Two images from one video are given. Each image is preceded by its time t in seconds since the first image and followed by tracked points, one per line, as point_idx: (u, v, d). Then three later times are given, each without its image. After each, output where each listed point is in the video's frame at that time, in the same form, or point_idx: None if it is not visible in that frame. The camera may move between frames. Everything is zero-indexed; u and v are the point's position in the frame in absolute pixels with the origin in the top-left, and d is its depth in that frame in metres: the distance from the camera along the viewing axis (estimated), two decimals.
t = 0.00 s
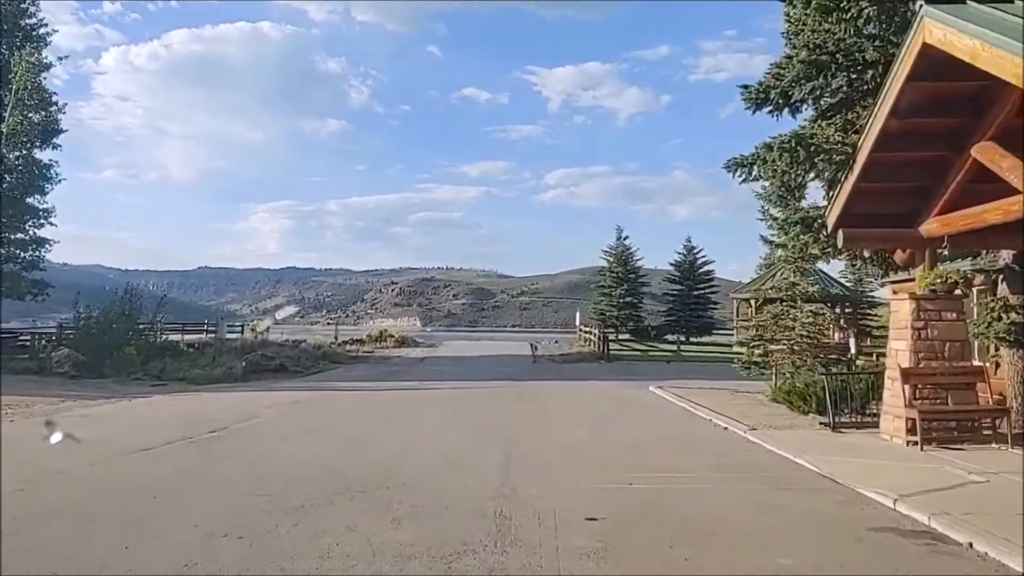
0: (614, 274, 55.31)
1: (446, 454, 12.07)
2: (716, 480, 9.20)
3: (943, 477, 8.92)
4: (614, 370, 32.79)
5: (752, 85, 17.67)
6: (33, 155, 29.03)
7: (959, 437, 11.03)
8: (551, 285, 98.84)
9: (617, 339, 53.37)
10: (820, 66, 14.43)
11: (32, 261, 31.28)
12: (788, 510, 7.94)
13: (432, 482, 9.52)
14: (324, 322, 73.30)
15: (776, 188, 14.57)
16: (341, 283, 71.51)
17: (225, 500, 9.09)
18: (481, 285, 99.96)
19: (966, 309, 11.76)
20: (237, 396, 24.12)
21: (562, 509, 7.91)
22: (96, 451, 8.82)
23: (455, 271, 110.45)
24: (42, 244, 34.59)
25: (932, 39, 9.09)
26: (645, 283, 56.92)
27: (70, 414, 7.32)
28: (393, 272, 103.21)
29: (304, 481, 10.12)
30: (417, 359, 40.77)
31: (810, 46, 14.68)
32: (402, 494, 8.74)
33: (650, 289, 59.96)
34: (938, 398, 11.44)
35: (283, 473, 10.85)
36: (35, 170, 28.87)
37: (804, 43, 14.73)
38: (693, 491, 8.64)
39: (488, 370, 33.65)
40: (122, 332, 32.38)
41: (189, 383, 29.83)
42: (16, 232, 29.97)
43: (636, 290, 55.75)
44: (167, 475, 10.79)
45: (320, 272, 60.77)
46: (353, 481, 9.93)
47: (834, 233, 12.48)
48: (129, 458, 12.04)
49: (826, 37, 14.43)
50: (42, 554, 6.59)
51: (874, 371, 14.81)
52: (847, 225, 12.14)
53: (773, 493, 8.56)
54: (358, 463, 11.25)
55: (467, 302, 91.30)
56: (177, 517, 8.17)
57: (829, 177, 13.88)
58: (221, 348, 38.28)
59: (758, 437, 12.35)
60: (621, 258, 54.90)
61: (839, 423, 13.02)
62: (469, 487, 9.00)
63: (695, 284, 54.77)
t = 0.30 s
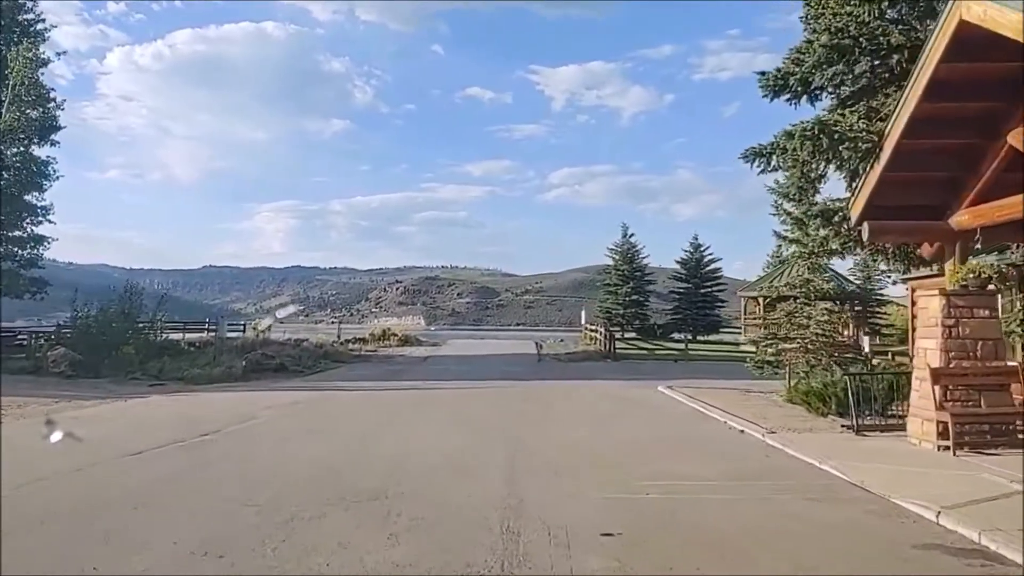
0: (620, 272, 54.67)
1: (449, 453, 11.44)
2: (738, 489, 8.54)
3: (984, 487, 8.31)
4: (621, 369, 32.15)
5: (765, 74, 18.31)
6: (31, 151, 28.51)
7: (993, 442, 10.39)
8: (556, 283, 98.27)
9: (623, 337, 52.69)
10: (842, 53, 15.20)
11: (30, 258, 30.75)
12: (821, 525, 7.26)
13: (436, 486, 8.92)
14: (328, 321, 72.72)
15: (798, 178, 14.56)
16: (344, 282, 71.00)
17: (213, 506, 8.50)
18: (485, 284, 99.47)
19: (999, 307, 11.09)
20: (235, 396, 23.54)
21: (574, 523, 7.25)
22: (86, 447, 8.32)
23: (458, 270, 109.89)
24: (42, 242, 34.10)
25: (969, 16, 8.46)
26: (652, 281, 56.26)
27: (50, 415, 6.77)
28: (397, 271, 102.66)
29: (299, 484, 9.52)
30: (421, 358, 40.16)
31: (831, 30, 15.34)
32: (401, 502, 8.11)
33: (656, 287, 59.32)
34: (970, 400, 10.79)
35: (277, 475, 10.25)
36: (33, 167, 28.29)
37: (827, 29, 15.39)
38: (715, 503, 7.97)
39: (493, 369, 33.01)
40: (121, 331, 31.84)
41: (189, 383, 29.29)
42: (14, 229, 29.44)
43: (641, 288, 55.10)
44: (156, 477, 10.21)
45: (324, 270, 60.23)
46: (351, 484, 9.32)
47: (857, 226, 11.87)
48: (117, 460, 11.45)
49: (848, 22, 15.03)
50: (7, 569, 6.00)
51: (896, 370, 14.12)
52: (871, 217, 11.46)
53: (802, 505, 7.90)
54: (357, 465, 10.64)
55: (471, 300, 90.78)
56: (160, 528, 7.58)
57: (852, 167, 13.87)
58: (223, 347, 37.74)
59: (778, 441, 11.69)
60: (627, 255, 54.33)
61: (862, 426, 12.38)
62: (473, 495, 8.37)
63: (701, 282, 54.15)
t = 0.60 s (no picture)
0: (625, 271, 54.07)
1: (449, 455, 10.88)
2: (759, 499, 7.96)
3: None
4: (628, 369, 31.55)
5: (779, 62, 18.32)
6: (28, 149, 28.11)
7: None
8: (559, 283, 97.62)
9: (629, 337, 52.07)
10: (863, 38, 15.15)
11: (28, 257, 30.28)
12: (853, 540, 6.71)
13: (437, 494, 8.36)
14: (332, 321, 72.25)
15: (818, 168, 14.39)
16: (347, 282, 70.45)
17: (199, 511, 7.96)
18: (489, 284, 98.87)
19: None
20: (234, 397, 23.01)
21: (587, 539, 6.70)
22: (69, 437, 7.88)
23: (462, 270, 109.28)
24: (41, 241, 33.72)
25: None
26: (657, 280, 55.64)
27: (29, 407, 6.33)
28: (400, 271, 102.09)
29: (291, 488, 8.97)
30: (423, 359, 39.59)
31: (851, 14, 15.28)
32: (399, 514, 7.57)
33: (661, 287, 58.68)
34: (1002, 403, 10.20)
35: (268, 476, 9.71)
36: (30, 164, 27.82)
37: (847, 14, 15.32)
38: (736, 515, 7.40)
39: (497, 370, 32.47)
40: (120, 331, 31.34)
41: (188, 384, 28.77)
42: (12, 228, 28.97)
43: (647, 287, 54.47)
44: (142, 479, 9.68)
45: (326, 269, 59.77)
46: (346, 488, 8.77)
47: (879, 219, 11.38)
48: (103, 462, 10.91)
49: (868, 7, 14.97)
50: None
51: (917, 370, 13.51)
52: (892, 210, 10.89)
53: (830, 517, 7.31)
54: (353, 468, 10.09)
55: (475, 301, 90.18)
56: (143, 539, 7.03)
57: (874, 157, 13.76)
58: (223, 347, 37.21)
59: (797, 446, 11.10)
60: (632, 254, 53.75)
61: (885, 430, 11.78)
62: (476, 506, 7.82)
63: (708, 280, 53.53)
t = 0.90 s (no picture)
0: (630, 270, 53.54)
1: (453, 460, 10.37)
2: (785, 510, 7.43)
3: None
4: (634, 368, 31.01)
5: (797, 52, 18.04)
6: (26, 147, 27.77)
7: None
8: (563, 283, 97.08)
9: (634, 336, 51.52)
10: (886, 21, 14.95)
11: (26, 256, 29.82)
12: (890, 555, 6.18)
13: (439, 505, 7.83)
14: (335, 320, 71.78)
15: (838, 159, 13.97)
16: (350, 281, 69.98)
17: (185, 520, 7.45)
18: (492, 283, 98.31)
19: None
20: (233, 398, 22.51)
21: (601, 556, 6.17)
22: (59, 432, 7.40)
23: (466, 270, 108.83)
24: (41, 240, 33.38)
25: None
26: (663, 278, 55.07)
27: (6, 403, 5.85)
28: (404, 270, 101.60)
29: (285, 495, 8.46)
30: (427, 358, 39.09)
31: None
32: (398, 527, 7.05)
33: (667, 285, 58.11)
34: None
35: (262, 482, 9.21)
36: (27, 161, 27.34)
37: None
38: (761, 528, 6.87)
39: (503, 370, 31.98)
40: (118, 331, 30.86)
41: (188, 384, 28.29)
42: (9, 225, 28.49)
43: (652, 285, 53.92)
44: (128, 484, 9.20)
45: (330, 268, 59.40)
46: (343, 497, 8.25)
47: (905, 213, 10.79)
48: (90, 466, 10.43)
49: None
50: None
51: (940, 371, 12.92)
52: (920, 203, 10.33)
53: (862, 530, 6.78)
54: (351, 475, 9.58)
55: (479, 300, 89.74)
56: (120, 553, 6.52)
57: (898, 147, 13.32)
58: (224, 347, 36.71)
59: (818, 452, 10.53)
60: (638, 252, 53.22)
61: (910, 434, 11.20)
62: (481, 518, 7.30)
63: (714, 279, 52.96)
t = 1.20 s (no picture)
0: (635, 269, 53.03)
1: (455, 468, 9.85)
2: (810, 523, 6.91)
3: None
4: (640, 369, 30.47)
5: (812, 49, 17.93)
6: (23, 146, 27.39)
7: None
8: (566, 283, 96.52)
9: (640, 336, 50.95)
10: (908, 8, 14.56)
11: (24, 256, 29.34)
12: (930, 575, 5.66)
13: (438, 517, 7.33)
14: (338, 321, 71.37)
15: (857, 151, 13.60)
16: (353, 281, 69.52)
17: (168, 533, 6.97)
18: (496, 284, 97.82)
19: None
20: (232, 400, 22.00)
21: None
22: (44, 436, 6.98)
23: (468, 270, 108.35)
24: (40, 240, 33.00)
25: None
26: (668, 278, 54.57)
27: None
28: (407, 271, 101.16)
29: (277, 505, 7.97)
30: (430, 359, 38.61)
31: None
32: (395, 542, 6.55)
33: (671, 285, 57.59)
34: None
35: (253, 491, 8.73)
36: (26, 159, 26.89)
37: None
38: (786, 543, 6.36)
39: (507, 371, 31.48)
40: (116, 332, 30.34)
41: (186, 386, 27.81)
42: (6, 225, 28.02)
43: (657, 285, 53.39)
44: (113, 493, 8.71)
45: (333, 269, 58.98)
46: (339, 508, 7.75)
47: (929, 208, 10.25)
48: (77, 472, 9.96)
49: None
50: None
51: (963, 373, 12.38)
52: (945, 196, 9.80)
53: (896, 546, 6.26)
54: (348, 482, 9.08)
55: (482, 301, 89.26)
56: (95, 571, 6.03)
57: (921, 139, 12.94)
58: (224, 348, 36.21)
59: (838, 458, 10.01)
60: (643, 252, 52.74)
61: (933, 440, 10.67)
62: (485, 532, 6.80)
63: (720, 279, 52.45)
